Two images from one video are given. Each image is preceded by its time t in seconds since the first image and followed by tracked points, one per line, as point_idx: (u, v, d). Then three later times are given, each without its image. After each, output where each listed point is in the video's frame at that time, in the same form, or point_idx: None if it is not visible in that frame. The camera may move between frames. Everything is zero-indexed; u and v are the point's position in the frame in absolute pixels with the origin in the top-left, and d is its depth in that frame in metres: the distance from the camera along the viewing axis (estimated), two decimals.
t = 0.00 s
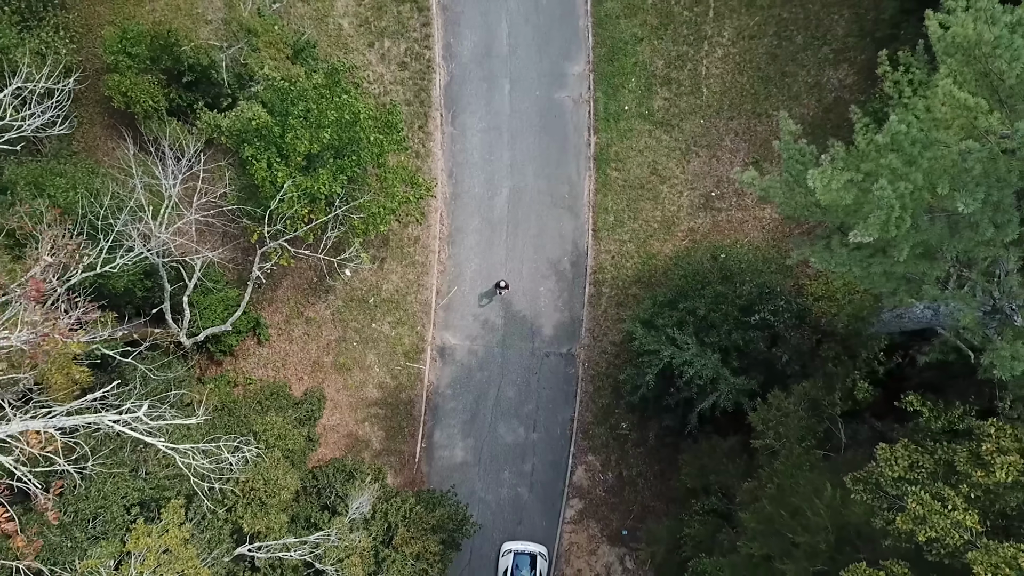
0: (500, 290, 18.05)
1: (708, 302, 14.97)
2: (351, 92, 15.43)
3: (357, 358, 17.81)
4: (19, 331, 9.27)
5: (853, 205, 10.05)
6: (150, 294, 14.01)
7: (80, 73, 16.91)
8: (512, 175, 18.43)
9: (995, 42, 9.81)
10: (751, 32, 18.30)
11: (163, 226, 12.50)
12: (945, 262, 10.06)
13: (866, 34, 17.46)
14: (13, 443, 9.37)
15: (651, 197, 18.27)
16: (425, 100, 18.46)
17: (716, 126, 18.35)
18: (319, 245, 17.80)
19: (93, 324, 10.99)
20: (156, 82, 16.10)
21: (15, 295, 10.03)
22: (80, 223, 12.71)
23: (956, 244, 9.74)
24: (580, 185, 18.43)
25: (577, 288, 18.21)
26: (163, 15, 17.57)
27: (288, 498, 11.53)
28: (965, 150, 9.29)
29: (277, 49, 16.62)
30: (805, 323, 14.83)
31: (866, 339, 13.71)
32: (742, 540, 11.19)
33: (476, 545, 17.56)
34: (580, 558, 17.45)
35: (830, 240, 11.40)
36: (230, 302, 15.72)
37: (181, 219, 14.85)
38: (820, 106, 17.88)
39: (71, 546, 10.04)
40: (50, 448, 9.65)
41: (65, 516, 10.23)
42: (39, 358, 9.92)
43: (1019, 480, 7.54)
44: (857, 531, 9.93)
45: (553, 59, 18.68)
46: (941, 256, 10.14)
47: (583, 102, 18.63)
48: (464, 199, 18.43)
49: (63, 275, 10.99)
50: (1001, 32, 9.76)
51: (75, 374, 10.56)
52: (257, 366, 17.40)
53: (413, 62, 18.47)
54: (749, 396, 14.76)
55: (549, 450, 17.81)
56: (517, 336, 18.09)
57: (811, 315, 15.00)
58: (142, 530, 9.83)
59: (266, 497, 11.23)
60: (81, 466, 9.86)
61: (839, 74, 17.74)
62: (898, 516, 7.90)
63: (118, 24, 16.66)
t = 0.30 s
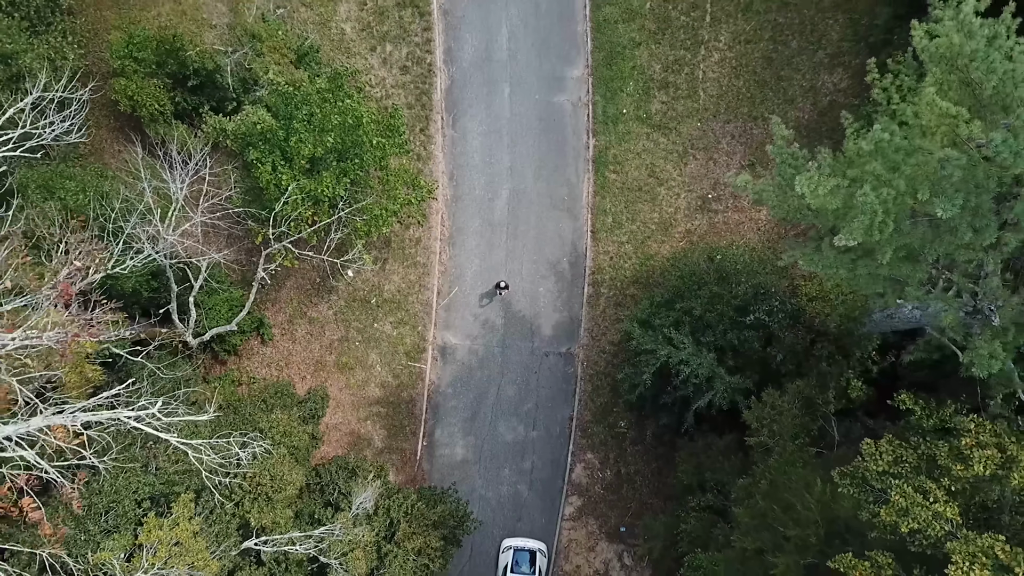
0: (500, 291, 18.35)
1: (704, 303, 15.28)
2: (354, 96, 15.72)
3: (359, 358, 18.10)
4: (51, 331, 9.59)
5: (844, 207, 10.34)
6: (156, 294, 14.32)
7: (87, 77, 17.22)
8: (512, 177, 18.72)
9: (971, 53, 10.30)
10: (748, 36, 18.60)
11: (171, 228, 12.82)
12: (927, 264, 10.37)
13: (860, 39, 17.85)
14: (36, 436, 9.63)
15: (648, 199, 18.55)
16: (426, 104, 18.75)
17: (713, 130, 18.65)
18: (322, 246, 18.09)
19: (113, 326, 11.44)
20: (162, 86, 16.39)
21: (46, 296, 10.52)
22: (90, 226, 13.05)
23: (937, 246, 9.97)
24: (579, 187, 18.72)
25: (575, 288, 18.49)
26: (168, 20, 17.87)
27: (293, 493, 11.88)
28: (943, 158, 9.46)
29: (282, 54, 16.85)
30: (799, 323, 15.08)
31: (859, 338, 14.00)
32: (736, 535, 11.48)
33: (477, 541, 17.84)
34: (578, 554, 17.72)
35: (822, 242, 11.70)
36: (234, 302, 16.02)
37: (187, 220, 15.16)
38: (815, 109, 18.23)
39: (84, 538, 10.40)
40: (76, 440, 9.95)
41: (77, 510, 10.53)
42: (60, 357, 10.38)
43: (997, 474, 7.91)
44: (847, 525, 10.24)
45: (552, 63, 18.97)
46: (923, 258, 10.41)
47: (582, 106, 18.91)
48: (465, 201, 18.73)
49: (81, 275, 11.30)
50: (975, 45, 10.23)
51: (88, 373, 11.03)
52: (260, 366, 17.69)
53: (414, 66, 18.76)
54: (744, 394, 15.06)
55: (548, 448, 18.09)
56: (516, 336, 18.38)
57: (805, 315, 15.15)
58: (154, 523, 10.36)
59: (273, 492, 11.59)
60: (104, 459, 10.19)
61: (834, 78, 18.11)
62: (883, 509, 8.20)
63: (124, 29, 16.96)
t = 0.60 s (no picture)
0: (499, 291, 18.60)
1: (700, 303, 15.50)
2: (355, 99, 15.99)
3: (360, 357, 18.34)
4: (73, 330, 9.91)
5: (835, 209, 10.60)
6: (160, 294, 14.60)
7: (93, 79, 17.43)
8: (511, 178, 18.96)
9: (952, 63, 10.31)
10: (744, 40, 18.84)
11: (177, 229, 13.07)
12: (912, 265, 10.63)
13: (855, 42, 18.12)
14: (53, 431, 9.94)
15: (646, 200, 18.79)
16: (427, 106, 18.99)
17: (710, 132, 18.89)
18: (324, 246, 18.33)
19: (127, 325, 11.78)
20: (166, 89, 16.63)
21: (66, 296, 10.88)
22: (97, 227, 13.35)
23: (923, 248, 10.19)
24: (577, 188, 18.96)
25: (574, 288, 18.74)
26: (172, 23, 18.12)
27: (297, 489, 12.14)
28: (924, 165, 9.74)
29: (284, 58, 16.89)
30: (793, 323, 15.33)
31: (852, 337, 14.25)
32: (731, 530, 11.73)
33: (477, 538, 18.07)
34: (577, 551, 17.97)
35: (814, 243, 11.95)
36: (238, 302, 16.27)
37: (191, 222, 15.40)
38: (811, 111, 18.48)
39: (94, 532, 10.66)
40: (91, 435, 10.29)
41: (87, 504, 10.79)
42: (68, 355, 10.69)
43: (979, 467, 8.28)
44: (837, 519, 10.52)
45: (552, 66, 19.22)
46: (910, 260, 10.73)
47: (580, 108, 19.15)
48: (465, 203, 18.97)
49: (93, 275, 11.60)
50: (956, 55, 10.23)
51: (98, 370, 11.32)
52: (263, 365, 17.94)
53: (415, 69, 19.00)
54: (739, 393, 15.30)
55: (547, 446, 18.34)
56: (516, 335, 18.63)
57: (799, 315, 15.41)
58: (162, 517, 10.61)
59: (277, 488, 11.83)
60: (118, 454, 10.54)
61: (829, 80, 18.37)
62: (870, 502, 8.52)
63: (128, 32, 17.19)
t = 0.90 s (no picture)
0: (499, 291, 18.78)
1: (697, 302, 15.66)
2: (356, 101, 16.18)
3: (361, 356, 18.53)
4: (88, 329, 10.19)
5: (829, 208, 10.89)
6: (163, 294, 14.88)
7: (97, 81, 17.63)
8: (511, 179, 19.15)
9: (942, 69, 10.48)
10: (741, 42, 19.05)
11: (181, 230, 13.25)
12: (902, 266, 10.82)
13: (851, 44, 18.37)
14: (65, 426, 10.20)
15: (645, 200, 18.98)
16: (427, 108, 19.17)
17: (707, 133, 19.07)
18: (326, 247, 18.52)
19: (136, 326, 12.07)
20: (169, 91, 16.81)
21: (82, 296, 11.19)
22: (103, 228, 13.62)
23: (910, 249, 10.40)
24: (576, 189, 19.14)
25: (573, 288, 18.92)
26: (174, 25, 18.30)
27: (299, 486, 12.32)
28: (912, 167, 10.00)
29: (286, 61, 17.08)
30: (789, 322, 15.54)
31: (847, 337, 14.44)
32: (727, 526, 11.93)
33: (477, 535, 18.26)
34: (576, 548, 18.16)
35: (809, 243, 12.15)
36: (240, 302, 16.46)
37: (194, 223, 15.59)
38: (807, 113, 18.68)
39: (102, 527, 10.89)
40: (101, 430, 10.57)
41: (94, 500, 10.98)
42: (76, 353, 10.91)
43: (965, 462, 8.63)
44: (830, 514, 10.75)
45: (551, 68, 19.41)
46: (898, 261, 10.86)
47: (579, 109, 19.34)
48: (465, 203, 19.16)
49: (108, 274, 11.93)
50: (943, 62, 10.48)
51: (105, 369, 11.58)
52: (265, 364, 18.12)
53: (415, 71, 19.18)
54: (736, 391, 15.49)
55: (546, 444, 18.53)
56: (515, 334, 18.81)
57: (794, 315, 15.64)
58: (168, 512, 10.83)
59: (280, 484, 12.01)
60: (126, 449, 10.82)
61: (826, 82, 18.60)
62: (860, 497, 8.88)
63: (131, 35, 17.37)
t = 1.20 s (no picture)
0: (499, 291, 18.92)
1: (695, 302, 15.76)
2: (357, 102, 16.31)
3: (362, 355, 18.65)
4: (100, 326, 10.46)
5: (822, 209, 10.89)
6: (166, 293, 15.06)
7: (99, 83, 17.77)
8: (510, 180, 19.27)
9: (932, 72, 10.89)
10: (739, 43, 19.19)
11: (184, 231, 13.38)
12: (896, 266, 10.95)
13: (849, 46, 18.55)
14: (73, 423, 10.38)
15: (643, 201, 19.11)
16: (427, 109, 19.30)
17: (706, 134, 19.20)
18: (327, 247, 18.65)
19: (142, 326, 12.25)
20: (171, 92, 16.97)
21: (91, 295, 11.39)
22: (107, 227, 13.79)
23: (902, 249, 10.59)
24: (575, 190, 19.27)
25: (572, 288, 19.05)
26: (176, 27, 18.45)
27: (301, 483, 12.45)
28: (903, 170, 10.18)
29: (287, 62, 17.27)
30: (785, 322, 15.69)
31: (843, 336, 14.58)
32: (724, 523, 12.06)
33: (477, 534, 18.39)
34: (575, 546, 18.30)
35: (805, 243, 12.30)
36: (241, 301, 16.59)
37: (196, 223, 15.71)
38: (805, 114, 18.82)
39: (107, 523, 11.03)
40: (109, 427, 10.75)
41: (99, 497, 11.12)
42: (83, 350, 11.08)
43: (956, 459, 8.79)
44: (825, 511, 10.90)
45: (550, 69, 19.54)
46: (892, 261, 10.98)
47: (578, 110, 19.47)
48: (465, 204, 19.28)
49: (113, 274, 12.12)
50: (934, 66, 10.75)
51: (111, 368, 11.74)
52: (266, 363, 18.25)
53: (416, 72, 19.30)
54: (733, 390, 15.63)
55: (546, 443, 18.66)
56: (515, 334, 18.95)
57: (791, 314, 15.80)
58: (172, 509, 10.97)
59: (282, 482, 12.15)
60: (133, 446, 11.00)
61: (823, 83, 18.76)
62: (854, 493, 9.03)
63: (134, 36, 17.57)
